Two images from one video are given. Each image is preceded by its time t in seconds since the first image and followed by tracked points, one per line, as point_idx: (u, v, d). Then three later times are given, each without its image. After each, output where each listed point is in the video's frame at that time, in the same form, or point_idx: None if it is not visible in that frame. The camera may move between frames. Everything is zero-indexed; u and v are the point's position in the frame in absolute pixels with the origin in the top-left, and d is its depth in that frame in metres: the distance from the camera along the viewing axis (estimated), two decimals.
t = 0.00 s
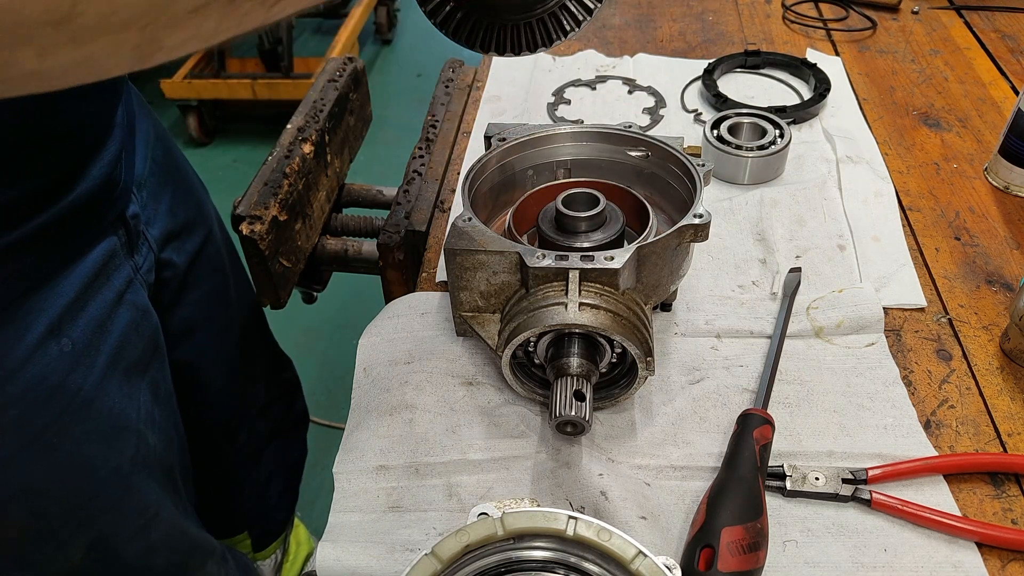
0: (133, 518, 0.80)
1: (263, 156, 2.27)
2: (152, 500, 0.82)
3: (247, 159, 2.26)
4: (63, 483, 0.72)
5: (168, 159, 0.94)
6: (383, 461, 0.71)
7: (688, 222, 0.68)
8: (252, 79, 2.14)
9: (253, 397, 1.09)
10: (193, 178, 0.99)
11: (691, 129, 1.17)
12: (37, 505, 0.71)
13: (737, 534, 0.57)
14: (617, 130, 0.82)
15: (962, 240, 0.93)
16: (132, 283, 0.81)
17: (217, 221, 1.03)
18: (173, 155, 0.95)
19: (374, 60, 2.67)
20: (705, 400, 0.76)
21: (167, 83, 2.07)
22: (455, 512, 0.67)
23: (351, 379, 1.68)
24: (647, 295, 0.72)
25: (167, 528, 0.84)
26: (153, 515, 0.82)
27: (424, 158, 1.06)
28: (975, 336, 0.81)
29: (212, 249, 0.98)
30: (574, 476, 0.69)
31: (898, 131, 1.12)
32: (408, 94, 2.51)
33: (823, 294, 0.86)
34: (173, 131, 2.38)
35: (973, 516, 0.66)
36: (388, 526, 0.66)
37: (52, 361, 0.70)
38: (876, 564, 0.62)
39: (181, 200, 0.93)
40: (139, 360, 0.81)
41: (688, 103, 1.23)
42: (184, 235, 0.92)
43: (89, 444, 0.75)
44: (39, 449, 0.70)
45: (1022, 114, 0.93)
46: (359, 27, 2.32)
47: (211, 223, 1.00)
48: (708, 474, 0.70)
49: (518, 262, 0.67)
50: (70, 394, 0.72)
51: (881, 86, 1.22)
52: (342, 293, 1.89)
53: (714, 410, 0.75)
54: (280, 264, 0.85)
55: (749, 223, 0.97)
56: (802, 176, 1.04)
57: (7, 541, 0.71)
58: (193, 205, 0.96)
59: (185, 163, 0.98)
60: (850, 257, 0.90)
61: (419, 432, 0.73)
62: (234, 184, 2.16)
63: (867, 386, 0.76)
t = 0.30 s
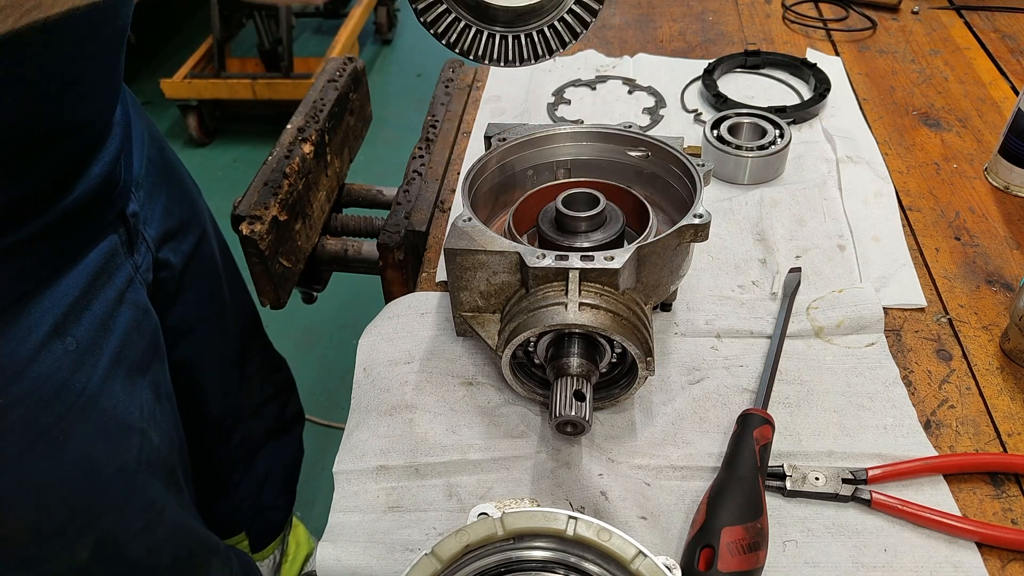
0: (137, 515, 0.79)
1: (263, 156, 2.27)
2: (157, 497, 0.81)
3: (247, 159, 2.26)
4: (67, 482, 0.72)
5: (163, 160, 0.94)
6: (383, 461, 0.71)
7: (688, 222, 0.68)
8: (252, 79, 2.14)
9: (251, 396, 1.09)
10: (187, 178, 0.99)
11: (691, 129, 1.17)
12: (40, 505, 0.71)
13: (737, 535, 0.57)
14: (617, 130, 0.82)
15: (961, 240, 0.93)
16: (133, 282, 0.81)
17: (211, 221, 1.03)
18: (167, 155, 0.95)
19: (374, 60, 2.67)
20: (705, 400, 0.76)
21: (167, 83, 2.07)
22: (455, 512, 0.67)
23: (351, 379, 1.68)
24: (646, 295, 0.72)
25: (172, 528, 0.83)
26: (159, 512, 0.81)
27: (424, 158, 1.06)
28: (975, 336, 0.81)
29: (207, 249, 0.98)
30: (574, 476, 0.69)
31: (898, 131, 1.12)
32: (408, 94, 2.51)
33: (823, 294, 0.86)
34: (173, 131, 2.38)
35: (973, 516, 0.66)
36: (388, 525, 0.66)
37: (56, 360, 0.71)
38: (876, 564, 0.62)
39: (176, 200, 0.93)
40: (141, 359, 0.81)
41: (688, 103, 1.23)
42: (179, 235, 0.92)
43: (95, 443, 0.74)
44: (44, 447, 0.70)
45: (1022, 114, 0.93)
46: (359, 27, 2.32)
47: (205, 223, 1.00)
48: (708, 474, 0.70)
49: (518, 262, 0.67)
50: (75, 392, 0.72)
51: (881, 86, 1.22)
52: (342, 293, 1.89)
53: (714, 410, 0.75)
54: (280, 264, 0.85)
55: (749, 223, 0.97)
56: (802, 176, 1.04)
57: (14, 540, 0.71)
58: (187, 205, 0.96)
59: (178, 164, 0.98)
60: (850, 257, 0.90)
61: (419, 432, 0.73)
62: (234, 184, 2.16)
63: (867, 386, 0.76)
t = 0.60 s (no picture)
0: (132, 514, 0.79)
1: (263, 156, 2.27)
2: (152, 497, 0.82)
3: (247, 159, 2.26)
4: (63, 480, 0.73)
5: (162, 158, 0.94)
6: (383, 461, 0.71)
7: (688, 222, 0.68)
8: (252, 79, 2.14)
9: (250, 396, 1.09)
10: (186, 177, 0.98)
11: (691, 129, 1.17)
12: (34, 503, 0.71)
13: (737, 535, 0.57)
14: (617, 130, 0.82)
15: (962, 240, 0.93)
16: (129, 280, 0.81)
17: (210, 220, 1.03)
18: (166, 154, 0.95)
19: (374, 60, 2.67)
20: (705, 400, 0.76)
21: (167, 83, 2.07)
22: (455, 512, 0.67)
23: (351, 379, 1.68)
24: (647, 295, 0.72)
25: (166, 528, 0.84)
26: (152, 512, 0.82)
27: (424, 158, 1.05)
28: (975, 336, 0.81)
29: (207, 246, 0.98)
30: (574, 476, 0.69)
31: (898, 131, 1.12)
32: (408, 94, 2.51)
33: (823, 294, 0.86)
34: (173, 131, 2.38)
35: (973, 516, 0.66)
36: (388, 526, 0.66)
37: (52, 357, 0.71)
38: (876, 564, 0.62)
39: (174, 198, 0.93)
40: (139, 357, 0.81)
41: (688, 103, 1.23)
42: (177, 234, 0.92)
43: (91, 440, 0.75)
44: (38, 446, 0.70)
45: (1022, 114, 0.93)
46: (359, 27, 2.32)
47: (205, 222, 1.00)
48: (708, 474, 0.70)
49: (518, 262, 0.67)
50: (72, 389, 0.72)
51: (881, 86, 1.22)
52: (342, 293, 1.89)
53: (714, 410, 0.75)
54: (280, 264, 0.85)
55: (749, 223, 0.97)
56: (802, 176, 1.04)
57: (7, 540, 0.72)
58: (187, 205, 0.96)
59: (177, 162, 0.98)
60: (850, 257, 0.90)
61: (418, 432, 0.73)
62: (234, 184, 2.16)
63: (867, 386, 0.76)
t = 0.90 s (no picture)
0: (130, 514, 0.79)
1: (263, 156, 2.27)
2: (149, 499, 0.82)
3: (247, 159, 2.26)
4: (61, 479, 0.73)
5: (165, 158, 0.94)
6: (383, 461, 0.71)
7: (688, 222, 0.68)
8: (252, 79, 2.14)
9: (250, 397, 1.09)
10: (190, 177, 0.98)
11: (691, 129, 1.17)
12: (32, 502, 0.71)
13: (737, 534, 0.57)
14: (617, 130, 0.82)
15: (962, 240, 0.93)
16: (126, 282, 0.81)
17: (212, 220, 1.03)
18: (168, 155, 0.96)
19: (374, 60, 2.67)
20: (705, 400, 0.76)
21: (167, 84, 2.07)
22: (455, 512, 0.67)
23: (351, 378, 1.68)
24: (647, 295, 0.72)
25: (165, 528, 0.84)
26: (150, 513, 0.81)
27: (424, 158, 1.05)
28: (975, 336, 0.81)
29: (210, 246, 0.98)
30: (574, 476, 0.69)
31: (898, 131, 1.12)
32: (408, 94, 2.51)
33: (823, 294, 0.86)
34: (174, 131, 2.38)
35: (973, 516, 0.66)
36: (389, 525, 0.67)
37: (48, 358, 0.71)
38: (876, 564, 0.62)
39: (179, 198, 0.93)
40: (136, 358, 0.82)
41: (688, 103, 1.23)
42: (177, 234, 0.92)
43: (88, 441, 0.75)
44: (34, 446, 0.70)
45: (1021, 114, 0.93)
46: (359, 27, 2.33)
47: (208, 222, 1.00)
48: (708, 474, 0.70)
49: (518, 262, 0.68)
50: (67, 390, 0.73)
51: (881, 86, 1.22)
52: (342, 293, 1.89)
53: (714, 410, 0.75)
54: (280, 264, 0.85)
55: (749, 223, 0.97)
56: (802, 176, 1.04)
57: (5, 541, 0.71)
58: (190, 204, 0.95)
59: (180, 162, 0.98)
60: (850, 258, 0.90)
61: (419, 432, 0.73)
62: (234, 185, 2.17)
63: (867, 386, 0.76)
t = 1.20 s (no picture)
0: (131, 511, 0.79)
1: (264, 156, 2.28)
2: (150, 497, 0.82)
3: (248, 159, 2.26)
4: (64, 476, 0.72)
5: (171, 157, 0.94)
6: (383, 461, 0.71)
7: (688, 222, 0.68)
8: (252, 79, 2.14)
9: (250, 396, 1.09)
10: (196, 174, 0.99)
11: (691, 129, 1.17)
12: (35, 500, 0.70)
13: (737, 534, 0.57)
14: (618, 130, 0.82)
15: (962, 240, 0.93)
16: (132, 280, 0.82)
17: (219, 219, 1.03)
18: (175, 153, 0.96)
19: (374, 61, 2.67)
20: (705, 400, 0.76)
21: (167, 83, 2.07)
22: (455, 512, 0.67)
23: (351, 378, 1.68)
24: (647, 295, 0.72)
25: (166, 527, 0.83)
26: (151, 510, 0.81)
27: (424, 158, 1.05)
28: (975, 336, 0.81)
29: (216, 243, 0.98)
30: (574, 476, 0.69)
31: (898, 131, 1.12)
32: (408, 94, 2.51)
33: (823, 294, 0.86)
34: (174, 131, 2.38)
35: (973, 516, 0.66)
36: (388, 525, 0.67)
37: (53, 354, 0.71)
38: (876, 564, 0.62)
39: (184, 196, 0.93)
40: (141, 356, 0.82)
41: (688, 103, 1.23)
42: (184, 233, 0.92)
43: (90, 439, 0.75)
44: (36, 444, 0.70)
45: (1021, 114, 0.93)
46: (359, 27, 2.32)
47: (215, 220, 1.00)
48: (708, 474, 0.70)
49: (518, 262, 0.68)
50: (71, 386, 0.73)
51: (881, 86, 1.22)
52: (343, 293, 1.89)
53: (714, 410, 0.75)
54: (281, 264, 0.85)
55: (749, 223, 0.97)
56: (802, 176, 1.04)
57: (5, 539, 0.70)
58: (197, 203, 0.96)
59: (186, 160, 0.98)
60: (850, 258, 0.90)
61: (419, 432, 0.73)
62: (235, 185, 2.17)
63: (867, 386, 0.76)
